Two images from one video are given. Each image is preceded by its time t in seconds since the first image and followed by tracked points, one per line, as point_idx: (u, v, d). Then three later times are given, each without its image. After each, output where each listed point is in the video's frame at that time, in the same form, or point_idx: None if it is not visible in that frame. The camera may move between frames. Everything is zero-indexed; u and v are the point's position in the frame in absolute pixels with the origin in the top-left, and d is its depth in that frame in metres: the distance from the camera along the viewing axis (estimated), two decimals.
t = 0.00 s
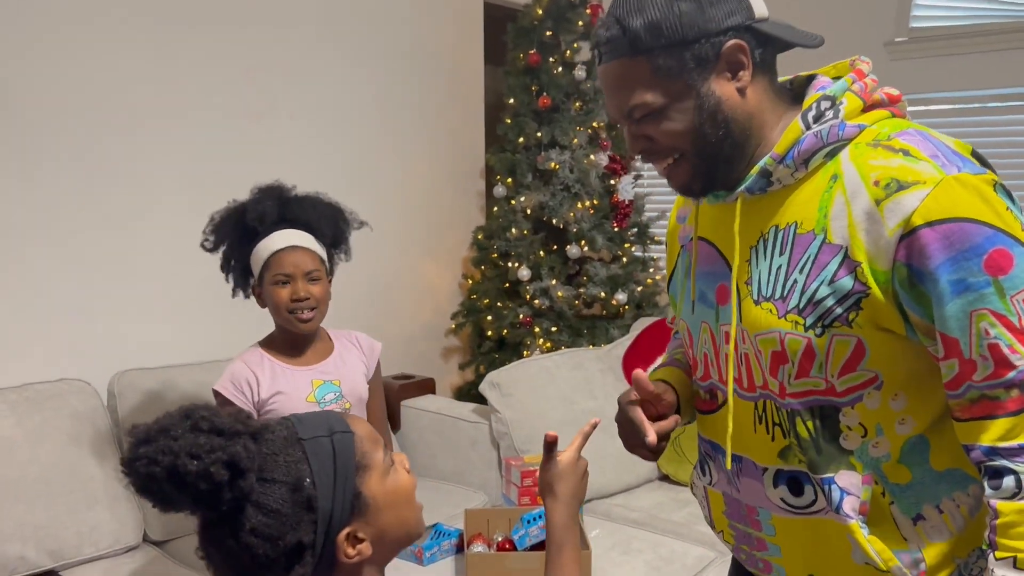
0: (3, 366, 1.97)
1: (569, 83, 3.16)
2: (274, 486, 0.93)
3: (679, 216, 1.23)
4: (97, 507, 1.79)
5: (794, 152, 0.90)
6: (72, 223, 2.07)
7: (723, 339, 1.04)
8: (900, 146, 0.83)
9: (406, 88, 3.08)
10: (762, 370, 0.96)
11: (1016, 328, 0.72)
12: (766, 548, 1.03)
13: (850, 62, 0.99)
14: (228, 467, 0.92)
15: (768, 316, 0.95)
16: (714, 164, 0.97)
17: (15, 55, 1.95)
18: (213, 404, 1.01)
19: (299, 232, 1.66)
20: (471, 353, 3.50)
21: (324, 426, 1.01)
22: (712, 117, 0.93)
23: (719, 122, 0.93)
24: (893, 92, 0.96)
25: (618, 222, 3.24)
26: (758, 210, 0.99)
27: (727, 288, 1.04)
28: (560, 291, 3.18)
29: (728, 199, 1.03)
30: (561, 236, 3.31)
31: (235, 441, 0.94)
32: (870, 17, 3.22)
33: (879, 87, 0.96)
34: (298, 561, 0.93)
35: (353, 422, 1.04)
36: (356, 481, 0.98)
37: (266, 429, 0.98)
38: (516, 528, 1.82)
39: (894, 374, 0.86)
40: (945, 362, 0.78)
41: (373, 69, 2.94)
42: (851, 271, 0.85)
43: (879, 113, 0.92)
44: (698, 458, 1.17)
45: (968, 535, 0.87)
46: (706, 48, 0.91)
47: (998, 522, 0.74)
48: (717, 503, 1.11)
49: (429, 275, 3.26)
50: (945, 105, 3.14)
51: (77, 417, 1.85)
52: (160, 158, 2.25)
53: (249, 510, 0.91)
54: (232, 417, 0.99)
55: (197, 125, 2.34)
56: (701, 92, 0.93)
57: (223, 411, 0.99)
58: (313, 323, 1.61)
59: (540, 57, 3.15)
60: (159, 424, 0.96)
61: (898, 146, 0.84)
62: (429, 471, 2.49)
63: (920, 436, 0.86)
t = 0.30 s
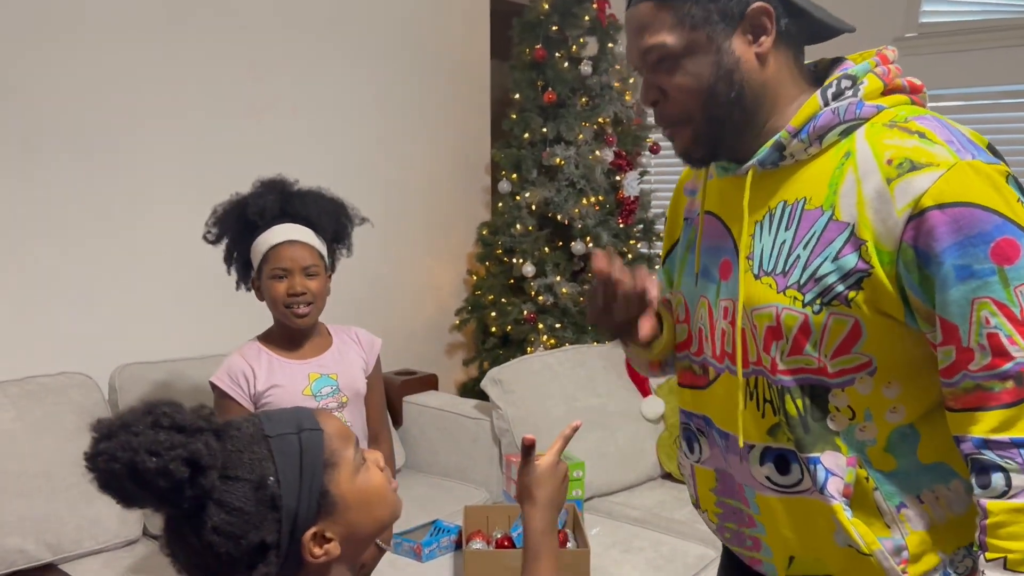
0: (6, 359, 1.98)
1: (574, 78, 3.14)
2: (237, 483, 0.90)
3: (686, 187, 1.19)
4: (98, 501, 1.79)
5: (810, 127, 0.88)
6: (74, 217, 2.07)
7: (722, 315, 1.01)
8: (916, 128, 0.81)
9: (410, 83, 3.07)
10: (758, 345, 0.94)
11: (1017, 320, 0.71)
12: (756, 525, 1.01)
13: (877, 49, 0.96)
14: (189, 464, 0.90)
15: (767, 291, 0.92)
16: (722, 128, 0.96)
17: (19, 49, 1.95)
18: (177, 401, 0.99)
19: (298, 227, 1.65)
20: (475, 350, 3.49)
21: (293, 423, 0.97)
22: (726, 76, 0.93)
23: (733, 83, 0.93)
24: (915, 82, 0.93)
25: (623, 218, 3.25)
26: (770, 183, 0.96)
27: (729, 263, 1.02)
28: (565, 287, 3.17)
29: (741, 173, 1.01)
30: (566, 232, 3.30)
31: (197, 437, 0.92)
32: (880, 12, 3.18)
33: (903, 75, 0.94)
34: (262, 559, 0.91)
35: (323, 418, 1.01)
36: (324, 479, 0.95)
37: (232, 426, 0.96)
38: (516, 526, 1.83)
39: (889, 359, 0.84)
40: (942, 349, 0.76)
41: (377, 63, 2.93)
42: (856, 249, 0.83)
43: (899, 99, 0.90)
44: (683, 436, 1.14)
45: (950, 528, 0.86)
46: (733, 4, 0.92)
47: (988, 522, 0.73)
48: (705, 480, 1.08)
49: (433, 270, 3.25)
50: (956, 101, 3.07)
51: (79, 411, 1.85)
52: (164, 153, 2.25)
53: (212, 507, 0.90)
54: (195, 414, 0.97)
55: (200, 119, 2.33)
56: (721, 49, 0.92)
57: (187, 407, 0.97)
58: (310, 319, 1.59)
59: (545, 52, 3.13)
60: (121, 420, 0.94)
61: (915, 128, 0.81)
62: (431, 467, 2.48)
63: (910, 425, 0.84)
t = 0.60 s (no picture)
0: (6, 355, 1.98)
1: (580, 77, 3.12)
2: (188, 479, 0.90)
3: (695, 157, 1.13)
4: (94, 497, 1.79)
5: (834, 98, 0.83)
6: (75, 214, 2.08)
7: (722, 287, 0.95)
8: (942, 108, 0.78)
9: (415, 81, 3.06)
10: (757, 318, 0.88)
11: None
12: (737, 504, 0.95)
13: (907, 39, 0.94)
14: (138, 461, 0.90)
15: (773, 262, 0.86)
16: (735, 99, 0.93)
17: (19, 45, 1.95)
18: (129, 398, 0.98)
19: (296, 222, 1.65)
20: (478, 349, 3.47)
21: (247, 419, 0.97)
22: (744, 42, 0.89)
23: (751, 50, 0.89)
24: (943, 75, 0.92)
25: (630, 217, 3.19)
26: (786, 155, 0.91)
27: (735, 234, 0.95)
28: (568, 287, 3.14)
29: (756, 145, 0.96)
30: (571, 231, 3.28)
31: (147, 434, 0.91)
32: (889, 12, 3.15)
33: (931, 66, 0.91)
34: (216, 556, 0.90)
35: (279, 415, 1.01)
36: (278, 475, 0.94)
37: (184, 421, 0.95)
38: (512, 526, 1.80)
39: (890, 342, 0.79)
40: (946, 334, 0.72)
41: (382, 62, 2.92)
42: (869, 222, 0.78)
43: (925, 83, 0.86)
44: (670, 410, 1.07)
45: (939, 525, 0.81)
46: None
47: (983, 518, 0.70)
48: (688, 457, 1.02)
49: (437, 269, 3.24)
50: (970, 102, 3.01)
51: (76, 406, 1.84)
52: (167, 149, 2.25)
53: (162, 504, 0.89)
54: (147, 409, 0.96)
55: (202, 115, 2.33)
56: (741, 14, 0.88)
57: (139, 403, 0.97)
58: (309, 314, 1.58)
59: (551, 50, 3.12)
60: (71, 417, 0.93)
61: (939, 109, 0.78)
62: (432, 467, 2.47)
63: (908, 415, 0.80)
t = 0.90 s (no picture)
0: (12, 357, 1.99)
1: (589, 81, 3.10)
2: (151, 479, 0.90)
3: (706, 154, 1.11)
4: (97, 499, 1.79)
5: (843, 98, 0.81)
6: (82, 217, 2.09)
7: (724, 287, 0.93)
8: (953, 111, 0.75)
9: (423, 86, 3.06)
10: (756, 320, 0.86)
11: None
12: (729, 508, 0.93)
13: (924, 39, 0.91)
14: (101, 461, 0.90)
15: (775, 263, 0.84)
16: (738, 97, 0.91)
17: (26, 48, 1.97)
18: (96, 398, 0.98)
19: (292, 223, 1.64)
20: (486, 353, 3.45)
21: (214, 418, 0.97)
22: (749, 40, 0.87)
23: (755, 48, 0.87)
24: (960, 75, 0.87)
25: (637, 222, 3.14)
26: (793, 154, 0.89)
27: (741, 234, 0.94)
28: (576, 291, 3.12)
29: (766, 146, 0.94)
30: (579, 236, 3.27)
31: (110, 434, 0.91)
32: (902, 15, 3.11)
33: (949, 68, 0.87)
34: (180, 557, 0.91)
35: (249, 414, 1.01)
36: (245, 475, 0.95)
37: (150, 421, 0.95)
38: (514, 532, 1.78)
39: (892, 350, 0.77)
40: (949, 345, 0.70)
41: (391, 66, 2.92)
42: (873, 228, 0.75)
43: (940, 84, 0.83)
44: (672, 411, 1.05)
45: (938, 539, 0.78)
46: None
47: (985, 539, 0.68)
48: (687, 458, 1.00)
49: (445, 273, 3.23)
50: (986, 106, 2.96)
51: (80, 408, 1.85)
52: (174, 153, 2.26)
53: (126, 503, 0.89)
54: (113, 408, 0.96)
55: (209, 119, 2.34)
56: (747, 10, 0.86)
57: (106, 403, 0.96)
58: (322, 309, 1.57)
59: (559, 55, 3.11)
60: (37, 418, 0.94)
61: (952, 111, 0.75)
62: (436, 471, 2.46)
63: (908, 425, 0.77)
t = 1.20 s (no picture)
0: (20, 361, 2.00)
1: (600, 89, 3.09)
2: (134, 483, 0.89)
3: (713, 165, 1.10)
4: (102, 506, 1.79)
5: (854, 104, 0.80)
6: (92, 222, 2.10)
7: (727, 297, 0.92)
8: (967, 120, 0.73)
9: (434, 93, 3.06)
10: (760, 331, 0.85)
11: None
12: (732, 524, 0.92)
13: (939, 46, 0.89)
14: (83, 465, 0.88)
15: (781, 273, 0.82)
16: (748, 99, 0.89)
17: (38, 54, 1.98)
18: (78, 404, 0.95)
19: (296, 231, 1.64)
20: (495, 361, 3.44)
21: (197, 424, 0.97)
22: (763, 39, 0.85)
23: (769, 47, 0.85)
24: (973, 83, 0.84)
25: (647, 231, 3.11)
26: (802, 160, 0.88)
27: (746, 242, 0.92)
28: (586, 299, 3.10)
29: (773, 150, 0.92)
30: (589, 244, 3.25)
31: (92, 439, 0.89)
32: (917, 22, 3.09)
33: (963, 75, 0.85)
34: (161, 561, 0.90)
35: (232, 421, 1.01)
36: (227, 480, 0.95)
37: (133, 429, 0.94)
38: (520, 543, 1.76)
39: (900, 364, 0.75)
40: (960, 360, 0.68)
41: (401, 73, 2.93)
42: (882, 238, 0.74)
43: (953, 91, 0.81)
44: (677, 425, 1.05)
45: (946, 560, 0.76)
46: None
47: (995, 562, 0.66)
48: (689, 473, 1.00)
49: (454, 281, 3.23)
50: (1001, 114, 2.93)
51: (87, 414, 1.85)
52: (184, 159, 2.28)
53: (109, 508, 0.88)
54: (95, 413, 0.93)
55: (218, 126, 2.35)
56: (761, 10, 0.85)
57: (88, 407, 0.94)
58: (326, 316, 1.57)
59: (570, 62, 3.10)
60: (20, 422, 0.90)
61: (965, 119, 0.74)
62: (444, 480, 2.45)
63: (915, 441, 0.75)
